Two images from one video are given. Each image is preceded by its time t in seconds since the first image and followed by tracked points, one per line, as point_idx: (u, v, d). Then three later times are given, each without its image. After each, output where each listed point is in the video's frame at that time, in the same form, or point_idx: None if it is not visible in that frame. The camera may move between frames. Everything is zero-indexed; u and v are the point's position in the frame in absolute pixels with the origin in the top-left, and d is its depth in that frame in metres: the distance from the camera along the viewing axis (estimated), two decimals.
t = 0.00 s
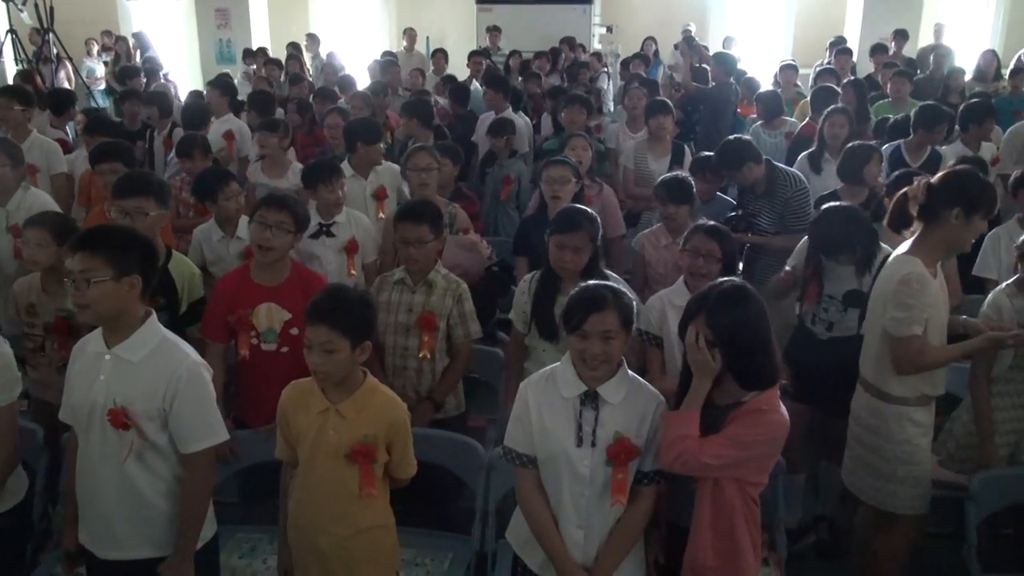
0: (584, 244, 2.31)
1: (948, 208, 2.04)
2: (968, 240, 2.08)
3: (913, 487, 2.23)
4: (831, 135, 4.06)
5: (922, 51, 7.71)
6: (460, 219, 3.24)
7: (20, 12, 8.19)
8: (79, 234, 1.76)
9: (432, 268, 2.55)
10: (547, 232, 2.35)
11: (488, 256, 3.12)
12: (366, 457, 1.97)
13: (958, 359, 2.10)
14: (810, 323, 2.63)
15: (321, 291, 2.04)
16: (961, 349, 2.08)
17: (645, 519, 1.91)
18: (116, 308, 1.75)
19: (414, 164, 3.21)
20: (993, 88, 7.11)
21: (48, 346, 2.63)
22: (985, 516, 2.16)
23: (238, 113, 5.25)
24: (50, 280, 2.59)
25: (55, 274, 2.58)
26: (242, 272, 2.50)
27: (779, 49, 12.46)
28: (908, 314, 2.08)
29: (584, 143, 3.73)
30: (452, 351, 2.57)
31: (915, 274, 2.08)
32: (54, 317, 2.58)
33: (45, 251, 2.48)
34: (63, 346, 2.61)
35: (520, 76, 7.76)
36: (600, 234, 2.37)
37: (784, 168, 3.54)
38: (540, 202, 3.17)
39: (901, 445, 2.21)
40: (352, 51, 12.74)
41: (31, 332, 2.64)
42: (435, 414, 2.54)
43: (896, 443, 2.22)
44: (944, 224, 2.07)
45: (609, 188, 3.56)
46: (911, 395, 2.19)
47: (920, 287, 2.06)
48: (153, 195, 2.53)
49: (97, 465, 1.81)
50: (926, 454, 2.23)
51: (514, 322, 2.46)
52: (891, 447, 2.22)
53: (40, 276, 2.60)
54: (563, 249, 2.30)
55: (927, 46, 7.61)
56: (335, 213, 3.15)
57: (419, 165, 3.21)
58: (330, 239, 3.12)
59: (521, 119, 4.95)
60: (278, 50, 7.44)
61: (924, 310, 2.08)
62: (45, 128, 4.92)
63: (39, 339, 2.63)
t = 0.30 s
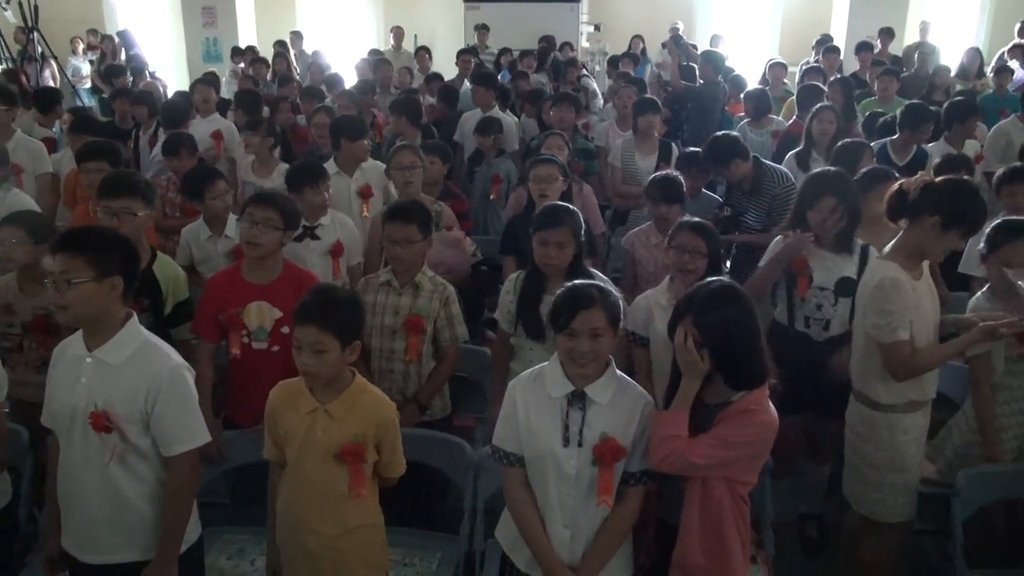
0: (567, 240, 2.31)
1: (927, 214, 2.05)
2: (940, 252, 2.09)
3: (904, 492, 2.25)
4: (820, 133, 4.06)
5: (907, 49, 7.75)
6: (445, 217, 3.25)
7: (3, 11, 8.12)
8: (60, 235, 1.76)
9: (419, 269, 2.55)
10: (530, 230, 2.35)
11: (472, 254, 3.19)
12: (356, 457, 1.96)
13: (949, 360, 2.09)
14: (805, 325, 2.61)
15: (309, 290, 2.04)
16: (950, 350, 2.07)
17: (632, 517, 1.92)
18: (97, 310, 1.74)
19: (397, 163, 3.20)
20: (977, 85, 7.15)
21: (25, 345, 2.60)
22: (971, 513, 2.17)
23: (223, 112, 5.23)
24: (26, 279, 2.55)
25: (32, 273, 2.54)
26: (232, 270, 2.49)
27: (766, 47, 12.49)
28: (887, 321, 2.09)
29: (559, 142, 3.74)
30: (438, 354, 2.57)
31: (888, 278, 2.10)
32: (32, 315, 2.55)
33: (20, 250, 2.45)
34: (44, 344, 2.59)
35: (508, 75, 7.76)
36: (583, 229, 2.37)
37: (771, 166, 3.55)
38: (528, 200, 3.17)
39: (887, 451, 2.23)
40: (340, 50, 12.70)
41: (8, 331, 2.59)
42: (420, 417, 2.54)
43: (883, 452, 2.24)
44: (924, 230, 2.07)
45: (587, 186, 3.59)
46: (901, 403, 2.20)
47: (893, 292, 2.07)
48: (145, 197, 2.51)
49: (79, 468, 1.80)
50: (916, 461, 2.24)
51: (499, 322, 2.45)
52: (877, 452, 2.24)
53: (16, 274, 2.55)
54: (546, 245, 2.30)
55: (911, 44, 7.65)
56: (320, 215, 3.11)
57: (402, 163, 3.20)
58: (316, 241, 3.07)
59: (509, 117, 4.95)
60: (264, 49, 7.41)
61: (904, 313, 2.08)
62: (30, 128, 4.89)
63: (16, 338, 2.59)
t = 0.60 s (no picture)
0: (550, 238, 2.30)
1: (916, 222, 2.04)
2: (926, 258, 2.09)
3: (895, 500, 2.26)
4: (803, 132, 4.06)
5: (889, 49, 7.79)
6: (429, 216, 3.30)
7: None
8: (37, 237, 1.74)
9: (403, 270, 2.55)
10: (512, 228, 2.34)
11: (455, 253, 3.25)
12: (339, 458, 1.94)
13: (941, 364, 2.10)
14: (779, 325, 2.64)
15: (294, 291, 2.02)
16: (938, 357, 2.08)
17: (617, 517, 1.91)
18: (75, 311, 1.72)
19: (377, 162, 3.25)
20: (958, 84, 7.19)
21: None
22: (955, 510, 2.18)
23: (206, 111, 5.19)
24: None
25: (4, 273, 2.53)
26: (220, 272, 2.47)
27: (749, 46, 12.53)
28: (876, 331, 2.08)
29: (542, 142, 3.73)
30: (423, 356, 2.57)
31: (876, 289, 2.09)
32: (4, 316, 2.54)
33: None
34: (14, 344, 2.57)
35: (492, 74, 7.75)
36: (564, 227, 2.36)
37: (755, 164, 3.55)
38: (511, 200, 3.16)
39: (878, 460, 2.24)
40: (325, 49, 12.65)
41: None
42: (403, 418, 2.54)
43: (875, 462, 2.24)
44: (912, 238, 2.07)
45: (573, 186, 3.60)
46: (891, 412, 2.20)
47: (881, 303, 2.07)
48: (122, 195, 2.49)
49: (57, 472, 1.79)
50: (909, 470, 2.25)
51: (477, 323, 2.45)
52: (868, 462, 2.25)
53: None
54: (529, 242, 2.29)
55: (894, 43, 7.70)
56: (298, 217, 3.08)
57: (382, 163, 3.23)
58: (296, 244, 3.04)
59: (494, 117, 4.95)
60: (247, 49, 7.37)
61: (892, 323, 2.07)
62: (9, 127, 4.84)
63: None
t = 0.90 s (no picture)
0: (533, 237, 2.31)
1: (915, 220, 2.03)
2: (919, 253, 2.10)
3: (881, 496, 2.25)
4: (784, 130, 4.07)
5: (871, 48, 7.84)
6: (412, 215, 3.31)
7: None
8: (15, 237, 1.72)
9: (387, 268, 2.54)
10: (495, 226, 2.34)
11: (438, 252, 3.26)
12: (322, 459, 1.92)
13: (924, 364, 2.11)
14: (753, 322, 2.65)
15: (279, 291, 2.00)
16: (925, 356, 2.09)
17: (601, 515, 1.91)
18: (53, 312, 1.71)
19: (358, 162, 3.29)
20: (939, 84, 7.24)
21: None
22: (936, 506, 2.18)
23: (188, 111, 5.16)
24: None
25: None
26: (208, 274, 2.45)
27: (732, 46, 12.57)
28: (865, 333, 2.08)
29: (535, 141, 3.77)
30: (410, 354, 2.56)
31: (866, 291, 2.08)
32: None
33: None
34: None
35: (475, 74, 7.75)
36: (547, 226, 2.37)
37: (738, 163, 3.57)
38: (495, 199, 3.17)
39: (867, 459, 2.23)
40: (309, 48, 12.58)
41: None
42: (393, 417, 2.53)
43: (864, 459, 2.23)
44: (909, 236, 2.06)
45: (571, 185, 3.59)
46: (880, 411, 2.20)
47: (870, 305, 2.07)
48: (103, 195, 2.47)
49: (36, 474, 1.77)
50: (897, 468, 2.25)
51: (456, 320, 2.46)
52: (858, 460, 2.24)
53: None
54: (513, 242, 2.29)
55: (876, 43, 7.75)
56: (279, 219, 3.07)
57: (363, 164, 3.27)
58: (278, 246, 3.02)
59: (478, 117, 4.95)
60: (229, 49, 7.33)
61: (879, 326, 2.07)
62: None
63: None
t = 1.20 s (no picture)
0: (521, 241, 2.32)
1: (896, 220, 2.05)
2: (896, 251, 2.13)
3: (875, 496, 2.24)
4: (764, 130, 4.08)
5: (851, 48, 7.90)
6: (395, 215, 3.30)
7: None
8: None
9: (369, 268, 2.53)
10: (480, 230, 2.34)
11: (422, 252, 3.25)
12: (304, 463, 1.91)
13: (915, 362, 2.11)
14: (736, 323, 2.65)
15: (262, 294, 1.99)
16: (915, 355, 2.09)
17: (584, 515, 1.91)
18: (27, 318, 1.69)
19: (339, 162, 3.30)
20: (918, 83, 7.30)
21: None
22: (915, 502, 2.21)
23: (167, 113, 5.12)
24: None
25: None
26: (190, 279, 2.43)
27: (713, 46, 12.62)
28: (857, 336, 2.07)
29: (533, 144, 3.59)
30: (394, 354, 2.55)
31: (858, 294, 2.08)
32: None
33: None
34: None
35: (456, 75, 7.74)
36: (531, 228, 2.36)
37: (720, 163, 3.58)
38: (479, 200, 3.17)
39: (866, 460, 2.21)
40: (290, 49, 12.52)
41: None
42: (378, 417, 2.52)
43: (863, 462, 2.22)
44: (889, 236, 2.08)
45: (566, 187, 3.56)
46: (877, 411, 2.20)
47: (863, 308, 2.07)
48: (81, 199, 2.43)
49: (13, 481, 1.75)
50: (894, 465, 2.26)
51: (436, 323, 2.45)
52: (857, 463, 2.22)
53: None
54: (502, 246, 2.29)
55: (856, 43, 7.80)
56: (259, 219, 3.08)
57: (344, 164, 3.29)
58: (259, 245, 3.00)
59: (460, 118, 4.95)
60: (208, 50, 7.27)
61: (872, 328, 2.07)
62: None
63: None
